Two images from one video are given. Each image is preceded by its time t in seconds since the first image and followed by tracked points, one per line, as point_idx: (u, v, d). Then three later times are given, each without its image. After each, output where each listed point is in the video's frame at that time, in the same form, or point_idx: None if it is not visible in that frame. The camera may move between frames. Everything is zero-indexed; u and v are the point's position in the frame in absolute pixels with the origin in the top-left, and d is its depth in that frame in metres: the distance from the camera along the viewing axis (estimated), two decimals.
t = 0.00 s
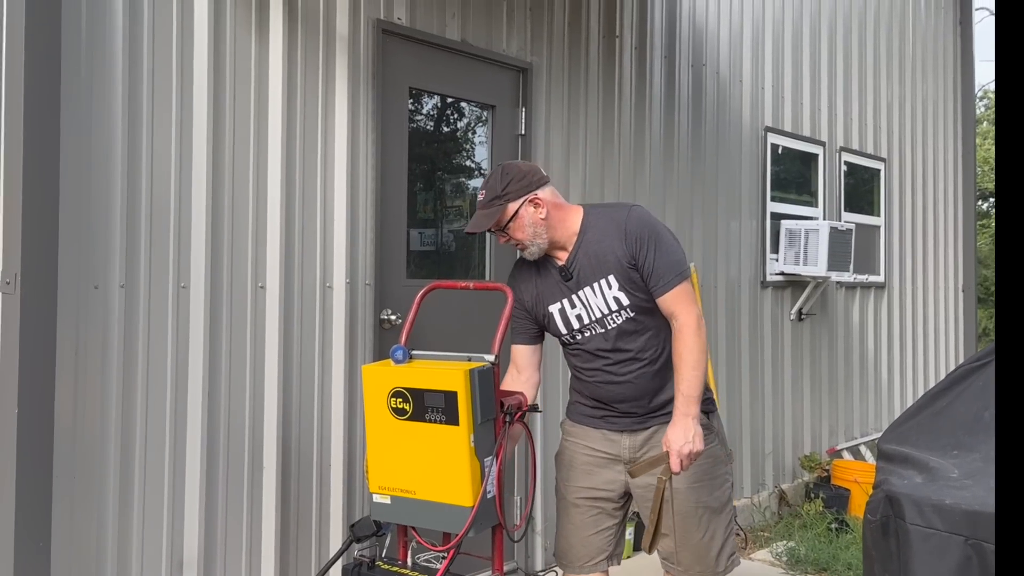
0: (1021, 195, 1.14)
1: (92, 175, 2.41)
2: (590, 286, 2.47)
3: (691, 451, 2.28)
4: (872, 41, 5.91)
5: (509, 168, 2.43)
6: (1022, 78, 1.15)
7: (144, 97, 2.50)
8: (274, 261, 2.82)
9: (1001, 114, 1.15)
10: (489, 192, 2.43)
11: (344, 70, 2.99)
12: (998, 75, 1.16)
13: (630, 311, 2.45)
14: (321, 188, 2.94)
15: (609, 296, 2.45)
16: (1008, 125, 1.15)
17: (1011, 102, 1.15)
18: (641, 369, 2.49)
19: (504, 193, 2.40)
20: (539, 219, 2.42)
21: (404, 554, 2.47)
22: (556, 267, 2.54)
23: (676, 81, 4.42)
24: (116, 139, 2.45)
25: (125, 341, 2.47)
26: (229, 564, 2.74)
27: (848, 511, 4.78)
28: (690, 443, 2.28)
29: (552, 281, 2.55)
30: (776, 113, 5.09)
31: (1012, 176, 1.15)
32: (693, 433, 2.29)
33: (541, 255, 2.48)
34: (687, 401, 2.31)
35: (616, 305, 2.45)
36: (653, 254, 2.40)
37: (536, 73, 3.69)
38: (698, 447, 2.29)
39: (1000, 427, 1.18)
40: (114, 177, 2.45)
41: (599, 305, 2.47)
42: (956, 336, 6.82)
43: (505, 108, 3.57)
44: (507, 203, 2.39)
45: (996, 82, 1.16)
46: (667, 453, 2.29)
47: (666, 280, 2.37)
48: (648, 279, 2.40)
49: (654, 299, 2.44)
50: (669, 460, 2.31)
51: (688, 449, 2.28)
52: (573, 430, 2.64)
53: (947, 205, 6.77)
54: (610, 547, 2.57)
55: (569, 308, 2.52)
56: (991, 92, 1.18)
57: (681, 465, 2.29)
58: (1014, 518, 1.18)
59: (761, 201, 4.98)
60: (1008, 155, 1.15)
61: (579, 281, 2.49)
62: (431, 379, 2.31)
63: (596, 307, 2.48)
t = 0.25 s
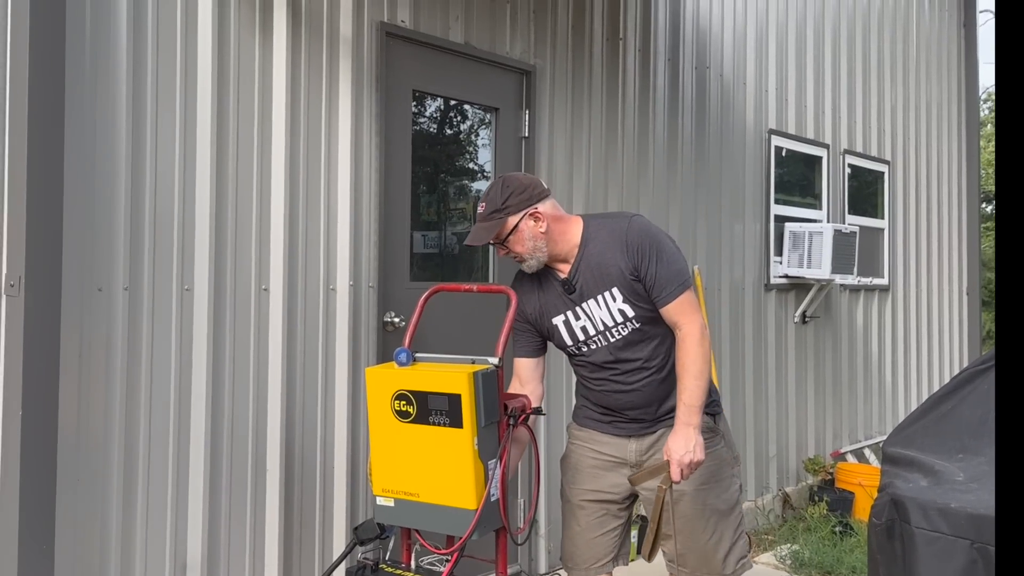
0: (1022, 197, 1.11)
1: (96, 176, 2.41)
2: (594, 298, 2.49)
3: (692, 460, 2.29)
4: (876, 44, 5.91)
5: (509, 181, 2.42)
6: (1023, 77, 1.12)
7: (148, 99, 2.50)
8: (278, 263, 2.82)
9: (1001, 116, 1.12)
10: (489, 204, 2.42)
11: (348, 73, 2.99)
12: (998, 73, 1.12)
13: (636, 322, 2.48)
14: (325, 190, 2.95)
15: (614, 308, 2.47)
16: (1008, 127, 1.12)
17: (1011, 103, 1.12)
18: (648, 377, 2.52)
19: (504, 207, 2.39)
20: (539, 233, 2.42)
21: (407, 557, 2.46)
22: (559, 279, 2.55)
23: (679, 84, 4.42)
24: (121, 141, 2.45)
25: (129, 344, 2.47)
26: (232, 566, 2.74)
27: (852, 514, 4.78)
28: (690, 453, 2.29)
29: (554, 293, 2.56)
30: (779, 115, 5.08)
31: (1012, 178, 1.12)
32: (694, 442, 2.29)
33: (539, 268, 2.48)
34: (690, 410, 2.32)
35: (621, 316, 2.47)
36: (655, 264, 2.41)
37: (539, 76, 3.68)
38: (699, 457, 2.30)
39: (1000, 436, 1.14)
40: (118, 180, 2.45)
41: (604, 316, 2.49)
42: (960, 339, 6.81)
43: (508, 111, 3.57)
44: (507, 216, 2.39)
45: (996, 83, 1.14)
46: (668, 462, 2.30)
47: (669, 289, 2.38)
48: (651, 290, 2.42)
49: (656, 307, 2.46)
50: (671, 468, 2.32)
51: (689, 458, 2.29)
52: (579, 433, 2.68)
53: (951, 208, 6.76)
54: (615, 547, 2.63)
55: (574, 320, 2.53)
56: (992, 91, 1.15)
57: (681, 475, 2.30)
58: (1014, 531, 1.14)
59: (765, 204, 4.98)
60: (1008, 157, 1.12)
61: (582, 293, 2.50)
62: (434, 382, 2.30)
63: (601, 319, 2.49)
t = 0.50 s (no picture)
0: (1021, 199, 1.10)
1: (100, 177, 2.41)
2: (599, 305, 2.49)
3: (707, 465, 2.30)
4: (879, 46, 5.90)
5: (511, 185, 2.41)
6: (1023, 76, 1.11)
7: (151, 101, 2.50)
8: (281, 265, 2.82)
9: (1001, 116, 1.12)
10: (491, 209, 2.40)
11: (350, 75, 2.99)
12: (998, 71, 1.12)
13: (642, 327, 2.48)
14: (327, 192, 2.94)
15: (620, 313, 2.47)
16: (1008, 127, 1.12)
17: (1012, 103, 1.11)
18: (656, 381, 2.54)
19: (507, 210, 2.38)
20: (542, 237, 2.41)
21: (410, 560, 2.45)
22: (563, 286, 2.55)
23: (683, 86, 4.41)
24: (123, 143, 2.45)
25: (131, 345, 2.47)
26: (234, 569, 2.73)
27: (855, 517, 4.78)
28: (704, 458, 2.30)
29: (560, 300, 2.56)
30: (782, 118, 5.08)
31: (1013, 179, 1.11)
32: (707, 447, 2.30)
33: (542, 273, 2.46)
34: (701, 415, 2.32)
35: (627, 322, 2.47)
36: (659, 269, 2.40)
37: (542, 78, 3.68)
38: (713, 461, 2.31)
39: (999, 436, 1.15)
40: (121, 181, 2.45)
41: (610, 322, 2.49)
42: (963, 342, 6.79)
43: (511, 113, 3.56)
44: (510, 220, 2.37)
45: (996, 83, 1.13)
46: (681, 468, 2.31)
47: (674, 295, 2.37)
48: (656, 295, 2.41)
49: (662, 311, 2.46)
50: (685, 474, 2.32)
51: (703, 463, 2.29)
52: (587, 437, 2.71)
53: (955, 210, 6.75)
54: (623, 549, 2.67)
55: (580, 327, 2.53)
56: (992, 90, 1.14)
57: (696, 479, 2.31)
58: (1014, 532, 1.15)
59: (768, 206, 4.97)
60: (1009, 157, 1.11)
61: (587, 300, 2.50)
62: (437, 384, 2.29)
63: (607, 325, 2.49)
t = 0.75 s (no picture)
0: (1021, 202, 1.10)
1: (100, 178, 2.40)
2: (602, 306, 2.48)
3: (708, 465, 2.28)
4: (881, 48, 5.89)
5: (511, 188, 2.40)
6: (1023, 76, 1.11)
7: (152, 102, 2.49)
8: (282, 267, 2.81)
9: (1000, 116, 1.11)
10: (491, 212, 2.40)
11: (352, 76, 2.99)
12: (998, 75, 1.12)
13: (644, 327, 2.47)
14: (329, 193, 2.94)
15: (622, 314, 2.46)
16: (1008, 126, 1.11)
17: (1011, 103, 1.11)
18: (659, 382, 2.53)
19: (506, 213, 2.37)
20: (543, 239, 2.40)
21: (411, 562, 2.44)
22: (565, 287, 2.55)
23: (685, 87, 4.41)
24: (124, 144, 2.44)
25: (132, 347, 2.46)
26: (234, 571, 2.73)
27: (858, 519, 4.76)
28: (705, 457, 2.28)
29: (562, 301, 2.56)
30: (784, 119, 5.07)
31: (1013, 182, 1.10)
32: (708, 447, 2.28)
33: (545, 275, 2.46)
34: (702, 414, 2.31)
35: (630, 323, 2.46)
36: (661, 269, 2.40)
37: (544, 79, 3.68)
38: (713, 461, 2.29)
39: (999, 441, 1.14)
40: (122, 182, 2.44)
41: (613, 323, 2.48)
42: (966, 344, 6.78)
43: (513, 114, 3.56)
44: (510, 222, 2.37)
45: (996, 83, 1.12)
46: (682, 467, 2.29)
47: (676, 294, 2.37)
48: (658, 295, 2.41)
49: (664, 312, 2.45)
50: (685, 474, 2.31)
51: (704, 462, 2.28)
52: (588, 439, 2.70)
53: (957, 212, 6.74)
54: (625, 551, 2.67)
55: (582, 328, 2.53)
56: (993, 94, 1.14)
57: (696, 479, 2.30)
58: (1014, 535, 1.14)
59: (771, 208, 4.96)
60: (1008, 157, 1.11)
61: (589, 301, 2.49)
62: (438, 386, 2.29)
63: (609, 326, 2.49)
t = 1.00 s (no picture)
0: (1021, 203, 1.09)
1: (101, 177, 2.40)
2: (602, 306, 2.48)
3: (706, 466, 2.27)
4: (882, 49, 5.88)
5: (510, 188, 2.40)
6: (1023, 73, 1.10)
7: (153, 101, 2.49)
8: (283, 267, 2.81)
9: (1000, 114, 1.11)
10: (491, 213, 2.40)
11: (353, 76, 2.98)
12: (998, 75, 1.11)
13: (645, 327, 2.47)
14: (329, 193, 2.93)
15: (622, 314, 2.46)
16: (1008, 124, 1.11)
17: (1011, 100, 1.10)
18: (660, 383, 2.52)
19: (506, 214, 2.37)
20: (543, 239, 2.40)
21: (412, 563, 2.43)
22: (567, 287, 2.54)
23: (686, 88, 4.40)
24: (125, 144, 2.44)
25: (132, 347, 2.46)
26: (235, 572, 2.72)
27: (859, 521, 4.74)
28: (704, 459, 2.27)
29: (563, 302, 2.55)
30: (786, 121, 5.06)
31: (1013, 182, 1.10)
32: (707, 448, 2.28)
33: (545, 275, 2.46)
34: (702, 415, 2.30)
35: (630, 323, 2.46)
36: (661, 269, 2.39)
37: (545, 79, 3.67)
38: (712, 463, 2.28)
39: (1000, 437, 1.13)
40: (123, 181, 2.44)
41: (613, 323, 2.47)
42: (967, 346, 6.77)
43: (514, 115, 3.55)
44: (509, 223, 2.36)
45: (996, 81, 1.12)
46: (681, 469, 2.28)
47: (676, 295, 2.36)
48: (658, 296, 2.40)
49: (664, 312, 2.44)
50: (685, 476, 2.30)
51: (702, 464, 2.27)
52: (592, 439, 2.69)
53: (958, 213, 6.74)
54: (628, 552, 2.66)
55: (583, 328, 2.52)
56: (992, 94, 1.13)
57: (695, 481, 2.29)
58: (1014, 535, 1.14)
59: (772, 209, 4.96)
60: (1008, 155, 1.10)
61: (589, 301, 2.49)
62: (440, 386, 2.28)
63: (609, 326, 2.48)
